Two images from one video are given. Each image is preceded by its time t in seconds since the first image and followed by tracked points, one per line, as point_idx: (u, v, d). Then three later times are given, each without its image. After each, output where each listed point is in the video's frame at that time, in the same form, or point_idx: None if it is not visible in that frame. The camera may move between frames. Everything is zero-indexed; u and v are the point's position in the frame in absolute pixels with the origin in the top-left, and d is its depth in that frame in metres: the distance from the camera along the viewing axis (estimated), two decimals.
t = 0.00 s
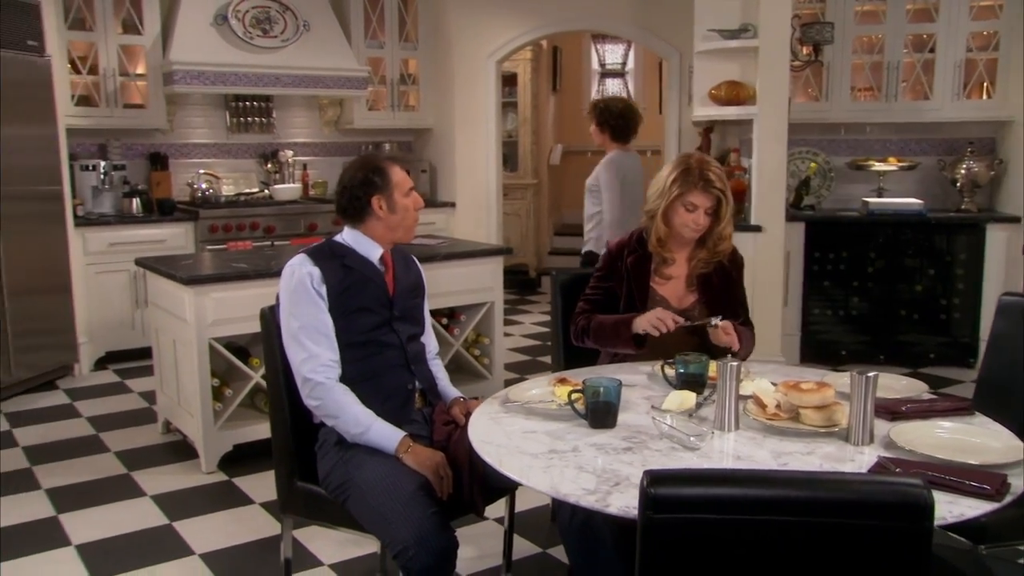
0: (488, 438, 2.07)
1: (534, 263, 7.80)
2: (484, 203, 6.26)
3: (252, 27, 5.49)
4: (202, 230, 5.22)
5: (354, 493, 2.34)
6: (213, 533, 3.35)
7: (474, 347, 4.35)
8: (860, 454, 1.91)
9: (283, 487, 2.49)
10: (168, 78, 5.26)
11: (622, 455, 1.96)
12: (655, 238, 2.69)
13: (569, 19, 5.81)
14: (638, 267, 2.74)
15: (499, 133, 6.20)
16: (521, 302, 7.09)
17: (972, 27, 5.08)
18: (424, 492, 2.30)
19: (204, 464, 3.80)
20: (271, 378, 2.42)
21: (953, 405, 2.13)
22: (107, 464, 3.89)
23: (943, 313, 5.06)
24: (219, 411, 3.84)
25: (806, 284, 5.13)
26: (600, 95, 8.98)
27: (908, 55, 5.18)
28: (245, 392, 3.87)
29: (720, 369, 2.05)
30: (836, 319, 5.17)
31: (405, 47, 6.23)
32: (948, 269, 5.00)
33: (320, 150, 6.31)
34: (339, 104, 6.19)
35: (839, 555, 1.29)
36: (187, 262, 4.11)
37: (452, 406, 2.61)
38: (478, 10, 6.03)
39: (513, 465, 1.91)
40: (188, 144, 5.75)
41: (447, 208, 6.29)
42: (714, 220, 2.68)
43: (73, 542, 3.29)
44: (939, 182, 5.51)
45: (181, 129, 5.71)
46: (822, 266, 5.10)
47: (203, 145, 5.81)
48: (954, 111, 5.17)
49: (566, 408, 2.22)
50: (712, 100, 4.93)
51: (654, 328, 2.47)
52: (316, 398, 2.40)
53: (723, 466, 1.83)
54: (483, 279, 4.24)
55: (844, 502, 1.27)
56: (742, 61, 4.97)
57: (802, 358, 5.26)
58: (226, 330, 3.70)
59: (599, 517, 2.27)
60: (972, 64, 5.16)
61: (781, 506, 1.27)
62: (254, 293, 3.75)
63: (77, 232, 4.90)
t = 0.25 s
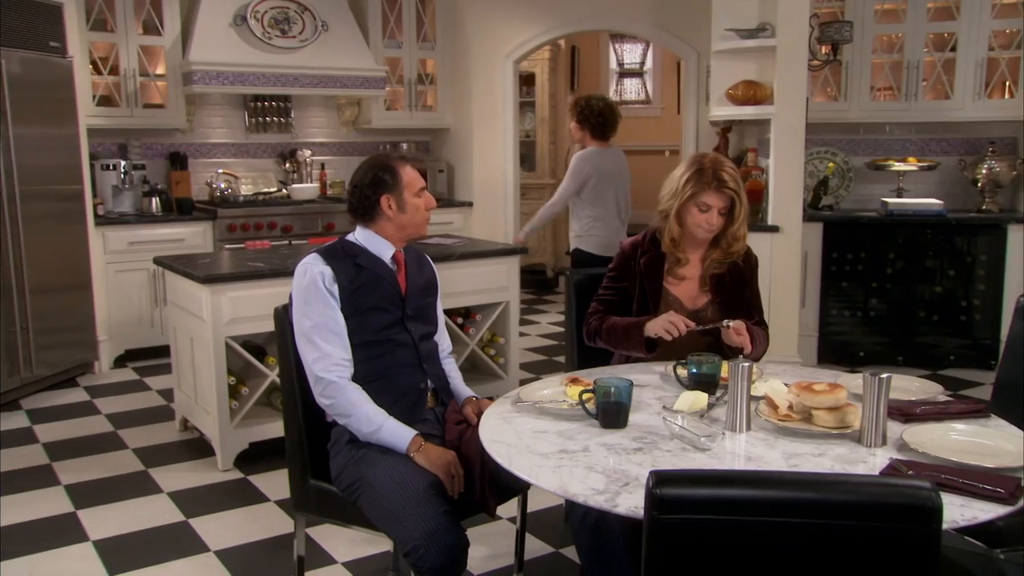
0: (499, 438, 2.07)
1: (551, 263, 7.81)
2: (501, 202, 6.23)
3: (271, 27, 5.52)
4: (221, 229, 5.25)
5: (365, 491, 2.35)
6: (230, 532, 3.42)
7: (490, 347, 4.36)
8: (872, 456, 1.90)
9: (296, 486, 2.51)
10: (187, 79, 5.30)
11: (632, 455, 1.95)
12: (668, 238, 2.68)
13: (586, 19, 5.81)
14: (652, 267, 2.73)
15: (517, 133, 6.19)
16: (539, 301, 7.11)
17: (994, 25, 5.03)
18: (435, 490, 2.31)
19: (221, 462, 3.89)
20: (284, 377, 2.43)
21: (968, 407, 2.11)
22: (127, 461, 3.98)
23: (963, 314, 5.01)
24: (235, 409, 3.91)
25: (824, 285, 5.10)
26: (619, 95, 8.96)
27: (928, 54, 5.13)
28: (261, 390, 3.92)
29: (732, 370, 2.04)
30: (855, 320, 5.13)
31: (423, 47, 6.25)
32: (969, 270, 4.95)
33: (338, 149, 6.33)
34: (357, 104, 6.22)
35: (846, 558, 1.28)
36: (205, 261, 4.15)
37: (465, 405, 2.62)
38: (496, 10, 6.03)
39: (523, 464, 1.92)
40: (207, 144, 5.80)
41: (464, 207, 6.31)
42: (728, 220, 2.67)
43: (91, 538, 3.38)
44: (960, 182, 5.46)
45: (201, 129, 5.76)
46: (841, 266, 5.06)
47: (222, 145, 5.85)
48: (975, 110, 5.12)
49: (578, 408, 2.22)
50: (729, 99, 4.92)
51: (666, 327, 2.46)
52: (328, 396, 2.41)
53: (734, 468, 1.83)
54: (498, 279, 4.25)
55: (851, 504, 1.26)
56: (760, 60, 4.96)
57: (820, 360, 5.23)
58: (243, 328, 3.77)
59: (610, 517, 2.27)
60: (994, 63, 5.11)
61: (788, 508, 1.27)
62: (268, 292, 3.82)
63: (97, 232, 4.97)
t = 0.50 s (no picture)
0: (504, 437, 2.07)
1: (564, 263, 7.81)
2: (513, 201, 6.22)
3: (283, 27, 5.54)
4: (233, 229, 5.27)
5: (372, 490, 2.35)
6: (239, 530, 3.45)
7: (500, 347, 4.36)
8: (879, 458, 1.88)
9: (304, 484, 2.51)
10: (200, 79, 5.33)
11: (638, 455, 1.94)
12: (676, 238, 2.67)
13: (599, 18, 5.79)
14: (660, 267, 2.72)
15: (529, 132, 6.18)
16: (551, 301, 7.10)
17: (1011, 23, 4.97)
18: (442, 490, 2.30)
19: (232, 461, 3.96)
20: (292, 377, 2.44)
21: (979, 409, 2.09)
22: (139, 459, 4.03)
23: (978, 315, 4.96)
24: (246, 408, 4.00)
25: (836, 286, 5.07)
26: (632, 95, 8.94)
27: (944, 53, 5.08)
28: (271, 389, 4.02)
29: (739, 371, 2.03)
30: (869, 321, 5.09)
31: (435, 47, 6.25)
32: (985, 270, 4.89)
33: (350, 148, 6.34)
34: (369, 103, 6.23)
35: (848, 561, 1.27)
36: (217, 261, 4.17)
37: (472, 405, 2.61)
38: (508, 9, 6.02)
39: (528, 464, 1.91)
40: (220, 143, 5.83)
41: (476, 207, 6.31)
42: (736, 220, 2.65)
43: (102, 535, 3.41)
44: (976, 182, 5.41)
45: (213, 129, 5.79)
46: (854, 266, 5.02)
47: (235, 145, 5.88)
48: (991, 109, 5.07)
49: (584, 408, 2.21)
50: (741, 98, 4.90)
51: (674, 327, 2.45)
52: (335, 397, 2.41)
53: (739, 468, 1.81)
54: (508, 279, 4.25)
55: (855, 505, 1.24)
56: (772, 60, 4.95)
57: (833, 361, 5.20)
58: (252, 328, 3.88)
59: (617, 517, 2.26)
60: (1010, 61, 5.06)
61: (789, 510, 1.25)
62: (279, 292, 3.93)
63: (111, 231, 5.00)
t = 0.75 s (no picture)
0: (509, 438, 2.05)
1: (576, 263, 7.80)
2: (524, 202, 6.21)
3: (294, 27, 5.53)
4: (243, 228, 5.28)
5: (377, 490, 2.33)
6: (247, 530, 3.45)
7: (509, 347, 4.35)
8: (886, 461, 1.85)
9: (310, 484, 2.50)
10: (211, 79, 5.34)
11: (643, 457, 1.92)
12: (684, 238, 2.64)
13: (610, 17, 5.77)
14: (668, 267, 2.69)
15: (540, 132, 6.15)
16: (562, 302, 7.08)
17: None
18: (447, 491, 2.28)
19: (239, 461, 4.00)
20: (297, 378, 2.43)
21: (990, 412, 2.05)
22: (148, 459, 4.05)
23: (994, 317, 4.90)
24: (254, 408, 4.05)
25: (849, 287, 5.02)
26: (644, 94, 8.92)
27: (959, 51, 5.02)
28: (280, 389, 4.07)
29: (746, 372, 2.00)
30: (883, 322, 5.03)
31: (446, 46, 6.24)
32: (1001, 271, 4.83)
33: (361, 148, 6.34)
34: (380, 103, 6.23)
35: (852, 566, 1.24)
36: (226, 261, 4.18)
37: (478, 405, 2.60)
38: (520, 8, 6.00)
39: (532, 466, 1.89)
40: (231, 143, 5.83)
41: (487, 207, 6.29)
42: (745, 220, 2.62)
43: (111, 534, 3.41)
44: (992, 182, 5.35)
45: (224, 128, 5.80)
46: (868, 267, 4.97)
47: (246, 144, 5.89)
48: (1007, 108, 5.01)
49: (590, 409, 2.19)
50: (753, 98, 4.87)
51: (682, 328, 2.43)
52: (340, 399, 2.40)
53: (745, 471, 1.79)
54: (517, 279, 4.24)
55: (858, 508, 1.22)
56: (784, 59, 4.91)
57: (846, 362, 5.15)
58: (260, 328, 3.95)
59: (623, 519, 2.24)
60: None
61: (791, 512, 1.23)
62: (289, 291, 3.99)
63: (121, 230, 5.02)
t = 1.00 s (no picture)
0: (514, 438, 2.03)
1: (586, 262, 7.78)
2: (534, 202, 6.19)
3: (304, 25, 5.52)
4: (253, 227, 5.29)
5: (382, 490, 2.31)
6: (253, 530, 3.44)
7: (519, 347, 4.33)
8: (894, 463, 1.82)
9: (317, 484, 2.49)
10: (220, 77, 5.34)
11: (649, 458, 1.89)
12: (693, 238, 2.61)
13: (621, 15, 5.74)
14: (677, 267, 2.67)
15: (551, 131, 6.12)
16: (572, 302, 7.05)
17: None
18: (453, 492, 2.26)
19: (248, 460, 4.01)
20: (302, 381, 2.42)
21: (1002, 414, 2.01)
22: (156, 459, 4.05)
23: (1010, 318, 4.84)
24: (263, 408, 4.07)
25: (862, 288, 4.97)
26: (656, 93, 8.87)
27: (975, 49, 4.96)
28: (288, 388, 4.09)
29: (753, 373, 1.97)
30: (896, 323, 4.98)
31: (457, 44, 6.20)
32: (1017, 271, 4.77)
33: (371, 147, 6.33)
34: (390, 101, 6.21)
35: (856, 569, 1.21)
36: (234, 260, 4.17)
37: (485, 405, 2.57)
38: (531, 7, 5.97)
39: (536, 466, 1.86)
40: (240, 142, 5.83)
41: (497, 207, 6.27)
42: (755, 220, 2.60)
43: (118, 534, 3.41)
44: (1008, 182, 5.29)
45: (234, 127, 5.80)
46: (881, 268, 4.92)
47: (256, 143, 5.89)
48: None
49: (596, 409, 2.17)
50: (765, 97, 4.83)
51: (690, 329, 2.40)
52: (345, 402, 2.39)
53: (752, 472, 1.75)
54: (526, 279, 4.22)
55: (863, 511, 1.19)
56: (797, 57, 4.85)
57: (858, 364, 5.10)
58: (267, 327, 3.95)
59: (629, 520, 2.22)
60: None
61: (794, 515, 1.20)
62: (297, 291, 3.99)
63: (131, 230, 5.02)
